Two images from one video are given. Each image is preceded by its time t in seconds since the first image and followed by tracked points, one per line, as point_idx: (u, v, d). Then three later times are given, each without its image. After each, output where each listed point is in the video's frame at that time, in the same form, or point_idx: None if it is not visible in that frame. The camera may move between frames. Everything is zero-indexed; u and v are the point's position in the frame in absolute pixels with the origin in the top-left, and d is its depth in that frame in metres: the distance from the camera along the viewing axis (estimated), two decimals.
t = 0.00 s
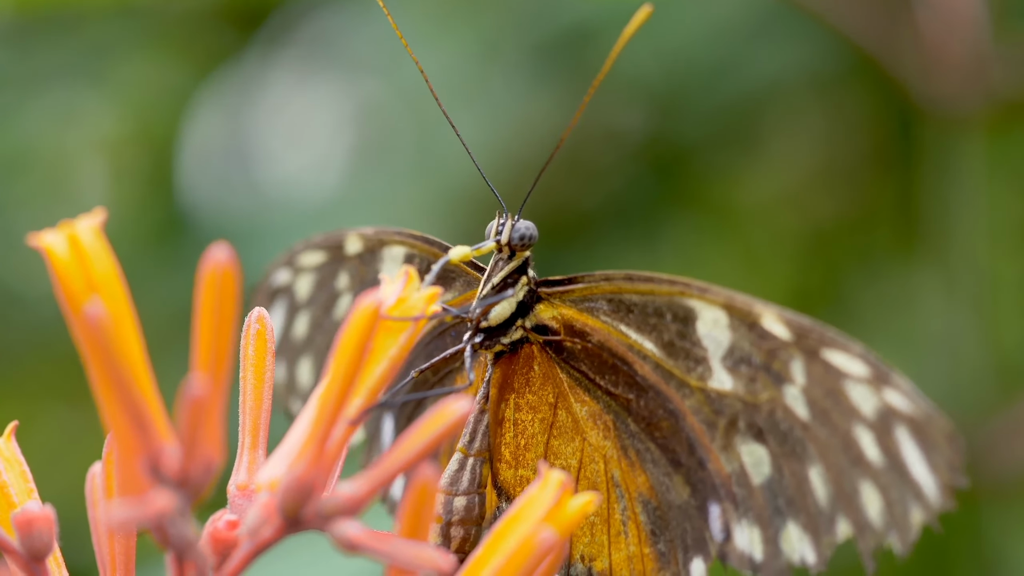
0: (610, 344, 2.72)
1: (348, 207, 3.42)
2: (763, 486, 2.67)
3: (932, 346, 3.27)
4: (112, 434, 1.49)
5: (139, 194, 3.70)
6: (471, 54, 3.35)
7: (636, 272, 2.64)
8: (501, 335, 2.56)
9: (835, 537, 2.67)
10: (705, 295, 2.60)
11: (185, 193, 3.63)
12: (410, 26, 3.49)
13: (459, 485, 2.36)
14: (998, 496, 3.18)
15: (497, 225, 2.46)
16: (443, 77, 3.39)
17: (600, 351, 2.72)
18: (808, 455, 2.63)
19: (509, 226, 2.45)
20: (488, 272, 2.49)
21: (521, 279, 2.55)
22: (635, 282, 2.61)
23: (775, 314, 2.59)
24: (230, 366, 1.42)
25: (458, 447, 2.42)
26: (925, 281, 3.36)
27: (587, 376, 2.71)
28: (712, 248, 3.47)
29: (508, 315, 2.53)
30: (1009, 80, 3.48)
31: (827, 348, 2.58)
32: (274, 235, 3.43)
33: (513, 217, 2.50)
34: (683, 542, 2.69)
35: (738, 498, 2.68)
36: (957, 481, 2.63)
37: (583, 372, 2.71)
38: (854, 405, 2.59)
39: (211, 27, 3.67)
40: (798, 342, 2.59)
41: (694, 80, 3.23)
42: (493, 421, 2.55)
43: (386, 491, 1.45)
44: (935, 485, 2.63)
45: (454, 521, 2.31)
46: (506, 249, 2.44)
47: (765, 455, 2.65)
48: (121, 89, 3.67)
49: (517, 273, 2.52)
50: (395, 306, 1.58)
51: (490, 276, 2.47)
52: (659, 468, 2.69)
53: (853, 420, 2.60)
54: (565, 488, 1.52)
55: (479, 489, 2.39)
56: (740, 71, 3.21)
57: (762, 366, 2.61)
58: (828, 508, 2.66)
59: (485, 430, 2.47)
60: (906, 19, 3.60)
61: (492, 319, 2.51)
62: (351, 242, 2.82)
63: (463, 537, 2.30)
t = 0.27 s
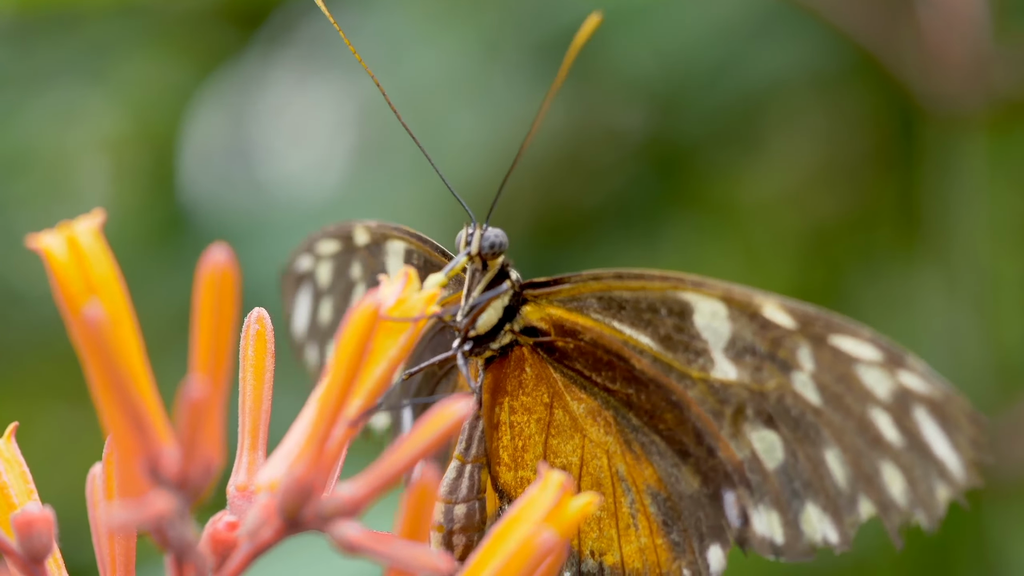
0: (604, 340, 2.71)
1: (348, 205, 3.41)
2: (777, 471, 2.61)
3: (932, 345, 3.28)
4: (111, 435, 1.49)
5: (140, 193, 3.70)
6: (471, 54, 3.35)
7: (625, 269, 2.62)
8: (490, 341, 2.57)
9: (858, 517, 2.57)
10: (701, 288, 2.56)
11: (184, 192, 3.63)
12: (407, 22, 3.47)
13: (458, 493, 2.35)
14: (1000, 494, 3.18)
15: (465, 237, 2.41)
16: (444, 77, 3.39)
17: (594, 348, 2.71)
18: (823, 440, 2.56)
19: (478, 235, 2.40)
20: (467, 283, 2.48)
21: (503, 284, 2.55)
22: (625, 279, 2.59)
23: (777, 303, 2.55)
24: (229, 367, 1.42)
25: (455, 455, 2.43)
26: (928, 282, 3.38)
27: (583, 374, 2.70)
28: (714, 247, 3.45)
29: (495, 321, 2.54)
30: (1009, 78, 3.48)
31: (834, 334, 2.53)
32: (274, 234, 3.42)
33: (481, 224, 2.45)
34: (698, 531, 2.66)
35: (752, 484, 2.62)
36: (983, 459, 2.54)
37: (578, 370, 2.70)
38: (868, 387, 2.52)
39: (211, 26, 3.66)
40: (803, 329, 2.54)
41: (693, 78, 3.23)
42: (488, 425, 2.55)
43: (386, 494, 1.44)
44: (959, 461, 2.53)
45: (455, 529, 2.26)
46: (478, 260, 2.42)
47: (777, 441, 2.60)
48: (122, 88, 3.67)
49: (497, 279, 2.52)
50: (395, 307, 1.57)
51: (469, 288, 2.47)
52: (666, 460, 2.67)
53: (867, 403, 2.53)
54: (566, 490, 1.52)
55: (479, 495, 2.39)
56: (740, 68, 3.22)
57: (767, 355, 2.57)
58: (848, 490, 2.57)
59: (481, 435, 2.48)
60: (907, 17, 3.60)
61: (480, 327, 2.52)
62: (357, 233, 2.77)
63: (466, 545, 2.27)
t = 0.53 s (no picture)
0: (595, 321, 2.68)
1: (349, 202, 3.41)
2: (794, 421, 2.57)
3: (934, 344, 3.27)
4: (108, 432, 1.49)
5: (141, 191, 3.70)
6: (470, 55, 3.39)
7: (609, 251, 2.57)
8: (477, 341, 2.57)
9: (884, 453, 2.50)
10: (691, 259, 2.52)
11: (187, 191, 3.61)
12: (406, 20, 3.44)
13: (461, 493, 2.33)
14: (1000, 492, 3.17)
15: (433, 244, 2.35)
16: (444, 76, 3.39)
17: (585, 329, 2.67)
18: (838, 385, 2.52)
19: (447, 243, 2.34)
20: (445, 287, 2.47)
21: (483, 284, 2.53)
22: (610, 262, 2.54)
23: (774, 264, 2.52)
24: (226, 363, 1.42)
25: (455, 455, 2.40)
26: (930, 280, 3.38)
27: (577, 356, 2.66)
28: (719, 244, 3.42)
29: (479, 321, 2.54)
30: (1010, 76, 3.45)
31: (836, 286, 2.49)
32: (275, 230, 3.40)
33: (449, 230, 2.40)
34: (719, 490, 2.63)
35: (769, 437, 2.59)
36: (1008, 384, 2.48)
37: (571, 353, 2.66)
38: (879, 332, 2.48)
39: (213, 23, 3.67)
40: (805, 285, 2.52)
41: (693, 76, 3.22)
42: (484, 420, 2.57)
43: (385, 489, 1.43)
44: (982, 389, 2.46)
45: (463, 530, 2.29)
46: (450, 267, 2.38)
47: (789, 393, 2.57)
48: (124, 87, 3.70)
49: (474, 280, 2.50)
50: (391, 303, 1.57)
51: (448, 292, 2.47)
52: (676, 428, 2.66)
53: (880, 346, 2.49)
54: (565, 486, 1.51)
55: (483, 493, 2.36)
56: (738, 68, 3.21)
57: (769, 314, 2.55)
58: (869, 428, 2.51)
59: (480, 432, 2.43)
60: (908, 14, 3.57)
61: (466, 329, 2.52)
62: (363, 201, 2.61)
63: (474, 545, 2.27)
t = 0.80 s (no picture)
0: (596, 318, 2.67)
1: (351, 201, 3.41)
2: (798, 411, 2.48)
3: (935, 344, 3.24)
4: (106, 432, 1.48)
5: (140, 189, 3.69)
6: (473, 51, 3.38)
7: (611, 246, 2.55)
8: (477, 340, 2.59)
9: (889, 438, 2.40)
10: (696, 251, 2.50)
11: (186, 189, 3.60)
12: (407, 17, 3.45)
13: (458, 496, 2.33)
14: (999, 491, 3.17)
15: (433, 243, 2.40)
16: (445, 74, 3.38)
17: (585, 326, 2.67)
18: (844, 370, 2.42)
19: (447, 241, 2.39)
20: (445, 287, 2.51)
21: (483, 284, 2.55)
22: (613, 256, 2.53)
23: (783, 252, 2.46)
24: (226, 363, 1.42)
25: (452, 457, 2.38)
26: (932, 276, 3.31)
27: (577, 354, 2.67)
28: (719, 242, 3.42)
29: (479, 321, 2.56)
30: (1012, 74, 3.43)
31: (845, 271, 2.42)
32: (275, 229, 3.40)
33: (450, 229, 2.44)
34: (720, 481, 2.59)
35: (772, 427, 2.51)
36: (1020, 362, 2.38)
37: (572, 351, 2.67)
38: (888, 316, 2.39)
39: (213, 21, 3.64)
40: (815, 271, 2.44)
41: (695, 74, 3.21)
42: (485, 421, 2.59)
43: (385, 489, 1.43)
44: (991, 368, 2.37)
45: (459, 532, 2.30)
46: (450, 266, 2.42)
47: (794, 381, 2.48)
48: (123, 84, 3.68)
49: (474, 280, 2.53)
50: (391, 303, 1.57)
51: (448, 293, 2.50)
52: (677, 421, 2.64)
53: (889, 329, 2.39)
54: (564, 485, 1.51)
55: (479, 495, 2.35)
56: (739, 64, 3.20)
57: (777, 303, 2.47)
58: (875, 414, 2.41)
59: (478, 433, 2.41)
60: (909, 12, 3.56)
61: (465, 329, 2.55)
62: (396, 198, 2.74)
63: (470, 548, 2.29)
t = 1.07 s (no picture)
0: (592, 316, 2.67)
1: (350, 200, 3.39)
2: (795, 404, 2.46)
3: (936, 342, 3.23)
4: (100, 430, 1.48)
5: (138, 188, 3.68)
6: (475, 51, 3.35)
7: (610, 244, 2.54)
8: (473, 340, 2.61)
9: (886, 429, 2.36)
10: (695, 247, 2.48)
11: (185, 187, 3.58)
12: (407, 15, 3.41)
13: (452, 497, 2.32)
14: (999, 491, 3.15)
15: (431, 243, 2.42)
16: (445, 74, 3.37)
17: (581, 325, 2.68)
18: (841, 362, 2.38)
19: (442, 241, 2.40)
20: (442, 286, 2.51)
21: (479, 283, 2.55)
22: (612, 254, 2.52)
23: (782, 246, 2.43)
24: (221, 362, 1.41)
25: (447, 458, 2.37)
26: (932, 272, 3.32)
27: (573, 353, 2.67)
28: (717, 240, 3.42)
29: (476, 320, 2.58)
30: (1012, 71, 3.43)
31: (845, 263, 2.35)
32: (274, 229, 3.40)
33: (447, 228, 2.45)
34: (717, 475, 2.60)
35: (769, 421, 2.50)
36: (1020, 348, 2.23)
37: (568, 350, 2.67)
38: (887, 306, 2.32)
39: (213, 19, 3.60)
40: (814, 264, 2.39)
41: (696, 71, 3.21)
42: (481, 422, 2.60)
43: (380, 487, 1.43)
44: (989, 356, 2.24)
45: (453, 533, 2.30)
46: (446, 265, 2.43)
47: (791, 374, 2.45)
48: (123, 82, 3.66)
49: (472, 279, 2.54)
50: (387, 300, 1.59)
51: (444, 292, 2.51)
52: (674, 418, 2.63)
53: (888, 320, 2.32)
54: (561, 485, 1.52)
55: (474, 496, 2.35)
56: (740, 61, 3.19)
57: (775, 297, 2.44)
58: (872, 406, 2.36)
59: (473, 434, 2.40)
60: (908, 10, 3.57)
61: (462, 328, 2.56)
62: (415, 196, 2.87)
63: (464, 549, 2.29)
